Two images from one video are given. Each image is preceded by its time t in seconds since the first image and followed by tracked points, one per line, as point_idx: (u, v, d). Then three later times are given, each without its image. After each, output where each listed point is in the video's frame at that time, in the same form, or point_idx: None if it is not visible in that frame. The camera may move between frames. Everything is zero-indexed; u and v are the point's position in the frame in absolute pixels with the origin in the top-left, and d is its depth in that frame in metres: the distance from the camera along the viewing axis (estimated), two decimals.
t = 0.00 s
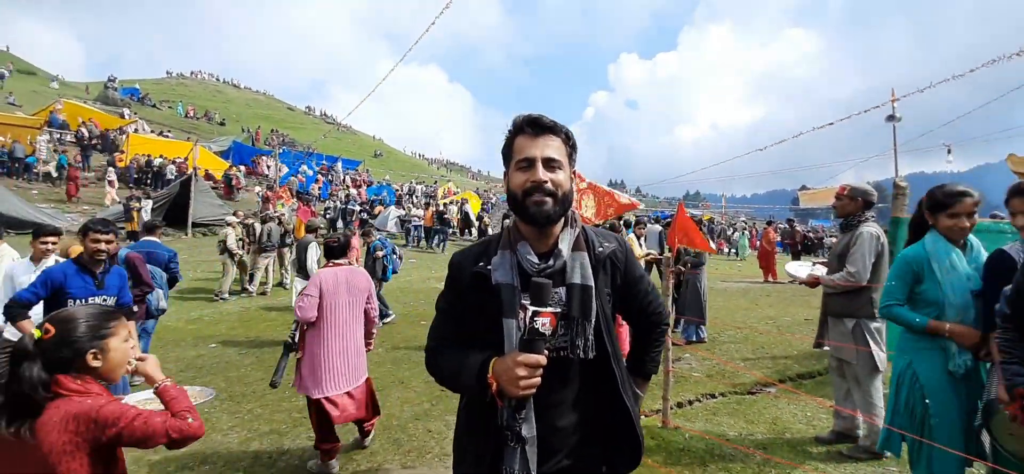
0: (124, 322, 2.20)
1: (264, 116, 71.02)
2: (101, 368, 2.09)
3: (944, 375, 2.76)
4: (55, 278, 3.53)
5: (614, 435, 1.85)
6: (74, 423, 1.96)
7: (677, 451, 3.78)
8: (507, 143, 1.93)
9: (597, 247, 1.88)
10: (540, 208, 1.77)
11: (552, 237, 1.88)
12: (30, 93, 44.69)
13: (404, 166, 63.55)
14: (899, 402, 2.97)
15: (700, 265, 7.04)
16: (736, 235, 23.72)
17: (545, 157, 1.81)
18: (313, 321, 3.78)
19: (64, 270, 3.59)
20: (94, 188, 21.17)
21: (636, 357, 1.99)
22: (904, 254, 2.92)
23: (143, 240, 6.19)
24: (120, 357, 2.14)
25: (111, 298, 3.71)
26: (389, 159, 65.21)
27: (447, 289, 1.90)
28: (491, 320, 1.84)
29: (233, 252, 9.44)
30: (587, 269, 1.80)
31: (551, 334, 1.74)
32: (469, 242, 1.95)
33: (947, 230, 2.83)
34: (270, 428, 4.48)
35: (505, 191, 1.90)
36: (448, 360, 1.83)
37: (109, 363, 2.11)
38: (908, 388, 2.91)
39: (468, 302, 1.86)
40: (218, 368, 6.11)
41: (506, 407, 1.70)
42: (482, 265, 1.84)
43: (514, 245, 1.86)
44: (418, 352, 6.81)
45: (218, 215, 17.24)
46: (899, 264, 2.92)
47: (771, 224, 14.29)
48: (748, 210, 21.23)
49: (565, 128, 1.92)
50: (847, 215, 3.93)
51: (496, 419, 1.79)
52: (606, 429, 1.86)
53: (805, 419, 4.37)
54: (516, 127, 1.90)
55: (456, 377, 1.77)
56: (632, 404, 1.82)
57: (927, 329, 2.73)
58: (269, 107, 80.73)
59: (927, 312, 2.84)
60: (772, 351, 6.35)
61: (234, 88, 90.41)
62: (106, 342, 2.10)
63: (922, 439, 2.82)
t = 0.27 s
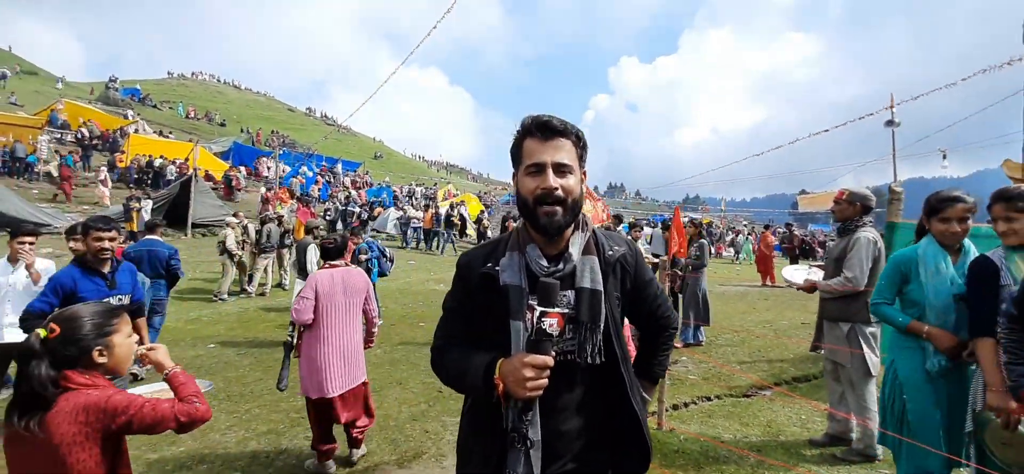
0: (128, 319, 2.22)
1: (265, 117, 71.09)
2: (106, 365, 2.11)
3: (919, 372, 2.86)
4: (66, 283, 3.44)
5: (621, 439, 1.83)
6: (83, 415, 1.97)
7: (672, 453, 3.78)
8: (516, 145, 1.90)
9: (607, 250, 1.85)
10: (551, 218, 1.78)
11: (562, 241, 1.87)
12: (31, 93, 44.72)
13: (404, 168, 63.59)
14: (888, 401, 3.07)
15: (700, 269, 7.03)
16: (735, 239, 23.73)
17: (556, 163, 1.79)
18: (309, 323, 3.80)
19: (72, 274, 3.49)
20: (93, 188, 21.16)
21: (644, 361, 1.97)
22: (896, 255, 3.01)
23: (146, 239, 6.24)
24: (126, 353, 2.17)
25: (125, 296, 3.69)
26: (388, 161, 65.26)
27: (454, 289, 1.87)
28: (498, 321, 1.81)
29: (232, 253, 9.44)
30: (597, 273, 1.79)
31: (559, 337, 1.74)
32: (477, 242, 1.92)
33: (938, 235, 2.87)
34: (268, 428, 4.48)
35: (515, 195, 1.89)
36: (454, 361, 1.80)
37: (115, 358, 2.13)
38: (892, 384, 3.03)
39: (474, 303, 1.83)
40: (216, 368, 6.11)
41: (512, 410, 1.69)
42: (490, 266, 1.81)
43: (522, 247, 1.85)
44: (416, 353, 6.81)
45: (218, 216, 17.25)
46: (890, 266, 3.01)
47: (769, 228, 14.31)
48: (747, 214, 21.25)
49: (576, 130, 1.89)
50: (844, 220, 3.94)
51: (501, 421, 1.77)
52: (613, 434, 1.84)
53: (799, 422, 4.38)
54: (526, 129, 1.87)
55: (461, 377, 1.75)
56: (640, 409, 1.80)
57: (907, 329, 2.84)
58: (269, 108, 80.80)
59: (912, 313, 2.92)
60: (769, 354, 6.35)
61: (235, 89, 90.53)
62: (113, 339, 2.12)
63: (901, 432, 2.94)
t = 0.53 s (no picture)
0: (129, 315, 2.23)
1: (265, 117, 71.13)
2: (105, 358, 2.12)
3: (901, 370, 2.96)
4: (72, 281, 3.38)
5: (621, 440, 1.85)
6: (80, 407, 1.99)
7: (665, 453, 3.80)
8: (519, 147, 1.90)
9: (610, 253, 1.86)
10: (554, 218, 1.76)
11: (565, 242, 1.87)
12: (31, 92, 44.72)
13: (403, 169, 63.66)
14: (875, 400, 3.17)
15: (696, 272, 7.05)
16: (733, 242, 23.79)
17: (559, 163, 1.78)
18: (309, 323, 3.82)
19: (78, 272, 3.43)
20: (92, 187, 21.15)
21: (645, 363, 1.97)
22: (884, 260, 3.13)
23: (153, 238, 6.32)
24: (125, 349, 2.17)
25: (132, 294, 3.65)
26: (387, 161, 65.33)
27: (457, 290, 1.87)
28: (501, 322, 1.80)
29: (231, 253, 9.46)
30: (600, 275, 1.78)
31: (562, 339, 1.74)
32: (481, 244, 1.93)
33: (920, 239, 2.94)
34: (265, 426, 4.49)
35: (517, 196, 1.88)
36: (456, 362, 1.79)
37: (113, 352, 2.14)
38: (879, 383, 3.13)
39: (477, 304, 1.84)
40: (214, 366, 6.12)
41: (515, 412, 1.68)
42: (494, 268, 1.82)
43: (526, 249, 1.84)
44: (413, 353, 6.83)
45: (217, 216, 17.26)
46: (877, 270, 3.13)
47: (765, 231, 14.36)
48: (745, 217, 21.31)
49: (579, 132, 1.89)
50: (839, 224, 3.96)
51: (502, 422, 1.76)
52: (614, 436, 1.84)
53: (791, 423, 4.40)
54: (529, 132, 1.86)
55: (464, 377, 1.74)
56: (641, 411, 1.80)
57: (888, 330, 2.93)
58: (269, 109, 80.85)
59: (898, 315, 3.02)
60: (763, 356, 6.37)
61: (235, 89, 90.60)
62: (111, 334, 2.13)
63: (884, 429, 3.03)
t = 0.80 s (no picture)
0: (118, 314, 2.24)
1: (265, 117, 71.13)
2: (88, 354, 2.16)
3: (887, 367, 3.04)
4: (82, 280, 3.31)
5: (626, 438, 1.85)
6: (59, 402, 2.02)
7: (659, 450, 3.82)
8: (527, 145, 1.91)
9: (615, 250, 1.87)
10: (560, 213, 1.76)
11: (571, 239, 1.88)
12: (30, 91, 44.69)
13: (402, 169, 63.69)
14: (861, 396, 3.26)
15: (692, 273, 7.09)
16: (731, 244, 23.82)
17: (565, 161, 1.79)
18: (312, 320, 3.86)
19: (90, 271, 3.35)
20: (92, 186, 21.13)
21: (649, 362, 1.98)
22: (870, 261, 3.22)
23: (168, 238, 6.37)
24: (108, 348, 2.19)
25: (143, 296, 3.51)
26: (386, 162, 65.37)
27: (464, 286, 1.88)
28: (508, 318, 1.81)
29: (231, 252, 9.48)
30: (606, 271, 1.80)
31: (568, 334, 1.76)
32: (488, 240, 1.94)
33: (897, 240, 3.03)
34: (265, 423, 4.51)
35: (525, 194, 1.89)
36: (463, 358, 1.81)
37: (97, 349, 2.18)
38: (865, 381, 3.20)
39: (484, 299, 1.85)
40: (214, 364, 6.14)
41: (522, 405, 1.69)
42: (501, 264, 1.83)
43: (533, 246, 1.85)
44: (412, 352, 6.84)
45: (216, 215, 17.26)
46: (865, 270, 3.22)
47: (763, 233, 14.41)
48: (743, 218, 21.35)
49: (586, 131, 1.90)
50: (835, 226, 3.99)
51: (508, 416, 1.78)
52: (619, 433, 1.85)
53: (783, 421, 4.43)
54: (537, 130, 1.87)
55: (470, 371, 1.75)
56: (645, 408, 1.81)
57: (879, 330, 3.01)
58: (269, 109, 80.84)
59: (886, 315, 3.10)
60: (759, 356, 6.40)
61: (235, 89, 90.64)
62: (93, 331, 2.16)
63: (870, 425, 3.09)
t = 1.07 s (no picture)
0: (107, 314, 2.26)
1: (264, 117, 71.09)
2: (73, 351, 2.18)
3: (875, 362, 3.07)
4: (104, 277, 3.27)
5: (633, 438, 1.87)
6: (36, 399, 2.04)
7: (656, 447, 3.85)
8: (537, 143, 1.92)
9: (624, 249, 1.88)
10: (569, 210, 1.76)
11: (580, 237, 1.88)
12: (29, 90, 44.62)
13: (401, 169, 63.67)
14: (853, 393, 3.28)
15: (686, 272, 7.18)
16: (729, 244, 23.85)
17: (575, 157, 1.80)
18: (314, 317, 3.87)
19: (113, 268, 3.32)
20: (91, 186, 21.13)
21: (657, 362, 1.99)
22: (864, 261, 3.30)
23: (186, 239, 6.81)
24: (93, 347, 2.21)
25: (159, 299, 3.38)
26: (385, 162, 65.34)
27: (472, 284, 1.89)
28: (516, 315, 1.82)
29: (230, 251, 9.49)
30: (615, 269, 1.80)
31: (576, 332, 1.76)
32: (497, 238, 1.95)
33: (885, 240, 3.11)
34: (264, 421, 4.52)
35: (534, 191, 1.90)
36: (470, 355, 1.82)
37: (82, 348, 2.19)
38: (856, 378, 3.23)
39: (491, 296, 1.86)
40: (212, 363, 6.15)
41: (529, 402, 1.69)
42: (510, 261, 1.84)
43: (541, 243, 1.86)
44: (411, 351, 6.85)
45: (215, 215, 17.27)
46: (859, 270, 3.30)
47: (761, 232, 14.43)
48: (742, 219, 21.40)
49: (595, 129, 1.90)
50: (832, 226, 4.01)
51: (515, 413, 1.78)
52: (626, 432, 1.85)
53: (779, 418, 4.45)
54: (547, 128, 1.88)
55: (478, 368, 1.76)
56: (653, 408, 1.81)
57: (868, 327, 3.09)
58: (268, 108, 80.78)
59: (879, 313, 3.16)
60: (756, 355, 6.42)
61: (234, 89, 90.56)
62: (80, 329, 2.18)
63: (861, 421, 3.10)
